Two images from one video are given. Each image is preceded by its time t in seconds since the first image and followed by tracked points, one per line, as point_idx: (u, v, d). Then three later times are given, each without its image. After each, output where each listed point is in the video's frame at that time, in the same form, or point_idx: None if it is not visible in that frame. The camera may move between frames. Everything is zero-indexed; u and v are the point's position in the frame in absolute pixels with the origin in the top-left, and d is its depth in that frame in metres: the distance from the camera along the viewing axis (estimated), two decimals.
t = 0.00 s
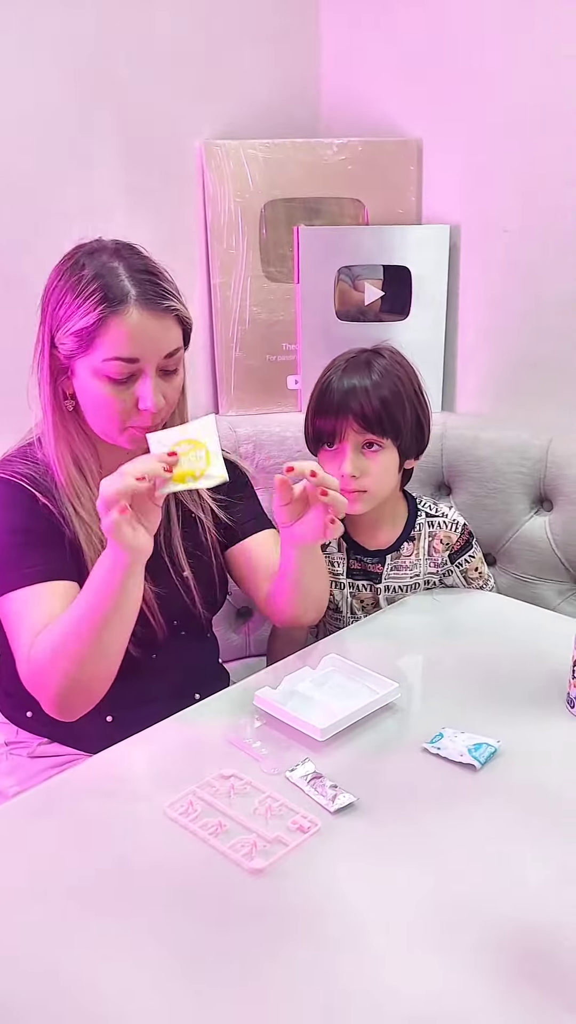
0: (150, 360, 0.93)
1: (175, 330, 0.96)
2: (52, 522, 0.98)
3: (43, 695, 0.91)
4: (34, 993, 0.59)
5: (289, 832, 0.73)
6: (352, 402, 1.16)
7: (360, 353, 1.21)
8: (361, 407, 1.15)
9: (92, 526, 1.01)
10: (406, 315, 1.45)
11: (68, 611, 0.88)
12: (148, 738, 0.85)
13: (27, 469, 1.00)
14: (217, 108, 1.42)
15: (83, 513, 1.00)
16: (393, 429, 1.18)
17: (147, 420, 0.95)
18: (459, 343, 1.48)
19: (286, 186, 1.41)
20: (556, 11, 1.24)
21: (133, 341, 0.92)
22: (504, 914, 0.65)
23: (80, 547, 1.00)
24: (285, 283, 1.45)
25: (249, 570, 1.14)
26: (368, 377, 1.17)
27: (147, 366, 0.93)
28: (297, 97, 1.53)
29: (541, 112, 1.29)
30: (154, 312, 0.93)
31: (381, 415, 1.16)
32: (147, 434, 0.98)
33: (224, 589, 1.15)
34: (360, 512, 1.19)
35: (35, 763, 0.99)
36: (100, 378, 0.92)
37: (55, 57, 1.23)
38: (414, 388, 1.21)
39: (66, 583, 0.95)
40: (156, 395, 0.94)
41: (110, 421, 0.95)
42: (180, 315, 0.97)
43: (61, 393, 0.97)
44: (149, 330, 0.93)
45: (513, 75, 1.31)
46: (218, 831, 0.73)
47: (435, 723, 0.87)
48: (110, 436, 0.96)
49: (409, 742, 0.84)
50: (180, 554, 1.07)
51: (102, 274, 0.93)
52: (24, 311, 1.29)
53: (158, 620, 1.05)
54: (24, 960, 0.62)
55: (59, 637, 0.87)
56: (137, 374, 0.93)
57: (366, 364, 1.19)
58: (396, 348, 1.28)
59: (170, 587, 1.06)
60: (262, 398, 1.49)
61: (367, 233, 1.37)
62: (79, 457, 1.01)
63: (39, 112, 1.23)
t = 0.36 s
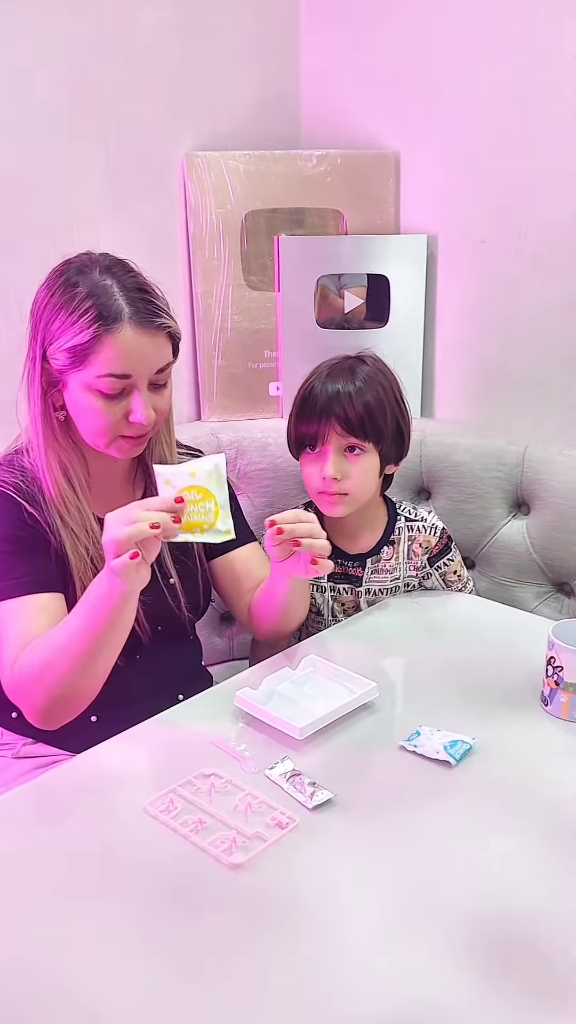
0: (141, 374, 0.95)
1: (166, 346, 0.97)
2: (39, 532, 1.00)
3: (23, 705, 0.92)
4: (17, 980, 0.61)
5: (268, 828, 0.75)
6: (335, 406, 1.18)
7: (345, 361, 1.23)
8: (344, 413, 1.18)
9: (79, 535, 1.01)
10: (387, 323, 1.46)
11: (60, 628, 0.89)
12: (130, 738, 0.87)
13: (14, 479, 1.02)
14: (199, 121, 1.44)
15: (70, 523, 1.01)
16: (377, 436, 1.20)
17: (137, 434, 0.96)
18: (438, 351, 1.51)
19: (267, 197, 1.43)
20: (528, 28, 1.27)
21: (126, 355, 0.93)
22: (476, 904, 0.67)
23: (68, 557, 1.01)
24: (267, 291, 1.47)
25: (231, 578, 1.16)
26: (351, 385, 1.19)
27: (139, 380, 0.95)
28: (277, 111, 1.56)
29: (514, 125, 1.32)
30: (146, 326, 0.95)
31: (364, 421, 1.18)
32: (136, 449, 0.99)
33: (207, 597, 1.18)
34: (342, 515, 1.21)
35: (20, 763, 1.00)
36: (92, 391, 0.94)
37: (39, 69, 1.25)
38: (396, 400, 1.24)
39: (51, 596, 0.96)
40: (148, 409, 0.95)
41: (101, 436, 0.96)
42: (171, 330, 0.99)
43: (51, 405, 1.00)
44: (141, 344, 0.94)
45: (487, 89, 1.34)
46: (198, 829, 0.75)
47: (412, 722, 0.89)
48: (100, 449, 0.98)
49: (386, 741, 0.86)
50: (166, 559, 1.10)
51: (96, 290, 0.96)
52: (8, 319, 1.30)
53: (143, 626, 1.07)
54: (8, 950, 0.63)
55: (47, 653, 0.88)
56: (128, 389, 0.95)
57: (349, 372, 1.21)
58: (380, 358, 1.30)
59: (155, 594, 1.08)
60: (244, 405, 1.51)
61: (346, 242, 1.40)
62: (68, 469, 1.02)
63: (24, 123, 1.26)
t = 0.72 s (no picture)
0: (143, 383, 0.96)
1: (168, 356, 0.99)
2: (38, 544, 1.01)
3: (21, 719, 0.93)
4: (16, 981, 0.62)
5: (262, 831, 0.76)
6: (346, 415, 1.19)
7: (351, 370, 1.24)
8: (354, 423, 1.19)
9: (78, 544, 1.03)
10: (381, 331, 1.47)
11: (81, 659, 0.92)
12: (126, 742, 0.88)
13: (16, 487, 1.03)
14: (195, 134, 1.46)
15: (69, 532, 1.02)
16: (380, 446, 1.21)
17: (137, 442, 0.98)
18: (431, 361, 1.52)
19: (263, 208, 1.45)
20: (519, 43, 1.29)
21: (129, 364, 0.95)
22: (467, 905, 0.68)
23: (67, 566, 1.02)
24: (262, 301, 1.49)
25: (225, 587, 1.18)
26: (360, 394, 1.21)
27: (140, 389, 0.96)
28: (272, 124, 1.57)
29: (506, 138, 1.34)
30: (149, 336, 0.96)
31: (371, 431, 1.20)
32: (135, 455, 1.01)
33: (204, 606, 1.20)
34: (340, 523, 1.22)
35: (18, 768, 1.01)
36: (95, 400, 0.95)
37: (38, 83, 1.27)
38: (400, 411, 1.26)
39: (50, 610, 0.97)
40: (148, 418, 0.97)
41: (102, 443, 0.97)
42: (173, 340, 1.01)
43: (54, 413, 1.01)
44: (144, 354, 0.95)
45: (479, 102, 1.36)
46: (193, 831, 0.76)
47: (405, 726, 0.90)
48: (101, 457, 0.99)
49: (379, 745, 0.87)
50: (164, 567, 1.12)
51: (100, 299, 0.97)
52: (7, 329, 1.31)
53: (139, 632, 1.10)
54: (6, 952, 0.64)
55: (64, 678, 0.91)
56: (130, 397, 0.96)
57: (358, 382, 1.23)
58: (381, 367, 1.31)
59: (150, 601, 1.11)
60: (240, 414, 1.52)
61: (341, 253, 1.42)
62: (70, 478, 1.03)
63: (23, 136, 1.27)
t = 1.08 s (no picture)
0: (141, 382, 0.96)
1: (167, 356, 0.99)
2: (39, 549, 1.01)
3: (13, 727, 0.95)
4: (17, 988, 0.62)
5: (262, 835, 0.76)
6: (348, 421, 1.19)
7: (356, 376, 1.25)
8: (357, 430, 1.19)
9: (77, 548, 1.03)
10: (379, 337, 1.48)
11: (57, 681, 0.92)
12: (127, 747, 0.88)
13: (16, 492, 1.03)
14: (193, 142, 1.47)
15: (68, 535, 1.02)
16: (381, 451, 1.22)
17: (138, 442, 0.98)
18: (429, 367, 1.53)
19: (260, 214, 1.45)
20: (517, 49, 1.30)
21: (126, 362, 0.95)
22: (467, 908, 0.68)
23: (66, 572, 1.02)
24: (260, 308, 1.50)
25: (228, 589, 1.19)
26: (363, 400, 1.21)
27: (139, 388, 0.96)
28: (269, 131, 1.58)
29: (503, 145, 1.35)
30: (147, 335, 0.97)
31: (373, 438, 1.20)
32: (136, 457, 1.00)
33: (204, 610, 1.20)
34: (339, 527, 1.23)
35: (19, 774, 1.01)
36: (93, 398, 0.95)
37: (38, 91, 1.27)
38: (402, 417, 1.26)
39: (47, 622, 0.98)
40: (147, 417, 0.97)
41: (103, 444, 0.97)
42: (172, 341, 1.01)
43: (55, 416, 1.01)
44: (142, 352, 0.96)
45: (476, 109, 1.37)
46: (194, 836, 0.76)
47: (404, 731, 0.90)
48: (101, 458, 0.99)
49: (379, 749, 0.87)
50: (166, 571, 1.12)
51: (98, 299, 0.98)
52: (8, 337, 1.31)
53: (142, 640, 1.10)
54: (9, 958, 0.64)
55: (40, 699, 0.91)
56: (128, 396, 0.96)
57: (362, 388, 1.23)
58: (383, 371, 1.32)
59: (153, 607, 1.11)
60: (239, 419, 1.53)
61: (339, 259, 1.42)
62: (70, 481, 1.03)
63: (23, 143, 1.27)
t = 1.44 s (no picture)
0: (145, 382, 0.96)
1: (170, 357, 0.99)
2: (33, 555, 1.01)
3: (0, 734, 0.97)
4: (18, 991, 0.61)
5: (265, 838, 0.75)
6: (347, 422, 1.19)
7: (353, 376, 1.25)
8: (356, 431, 1.19)
9: (72, 550, 1.02)
10: (381, 338, 1.48)
11: (46, 691, 0.94)
12: (130, 748, 0.88)
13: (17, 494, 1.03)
14: (195, 144, 1.47)
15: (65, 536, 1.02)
16: (381, 452, 1.22)
17: (141, 444, 0.97)
18: (431, 368, 1.53)
19: (262, 216, 1.45)
20: (518, 50, 1.30)
21: (130, 363, 0.95)
22: (470, 913, 0.68)
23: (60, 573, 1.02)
24: (262, 309, 1.49)
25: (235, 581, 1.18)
26: (361, 401, 1.21)
27: (142, 388, 0.96)
28: (271, 133, 1.58)
29: (506, 147, 1.34)
30: (150, 335, 0.97)
31: (372, 439, 1.20)
32: (140, 459, 1.00)
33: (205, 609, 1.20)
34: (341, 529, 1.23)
35: (22, 774, 1.01)
36: (97, 400, 0.95)
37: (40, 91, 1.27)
38: (401, 417, 1.26)
39: (31, 633, 0.99)
40: (151, 418, 0.97)
41: (107, 445, 0.96)
42: (174, 342, 1.01)
43: (58, 417, 1.01)
44: (145, 353, 0.96)
45: (478, 110, 1.36)
46: (197, 838, 0.75)
47: (407, 734, 0.90)
48: (105, 460, 0.98)
49: (383, 751, 0.87)
50: (164, 573, 1.11)
51: (100, 301, 0.98)
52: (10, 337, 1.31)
53: (140, 641, 1.10)
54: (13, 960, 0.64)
55: (28, 706, 0.93)
56: (133, 397, 0.96)
57: (359, 389, 1.22)
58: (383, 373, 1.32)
59: (152, 608, 1.10)
60: (241, 421, 1.52)
61: (341, 261, 1.42)
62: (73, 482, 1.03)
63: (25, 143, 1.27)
